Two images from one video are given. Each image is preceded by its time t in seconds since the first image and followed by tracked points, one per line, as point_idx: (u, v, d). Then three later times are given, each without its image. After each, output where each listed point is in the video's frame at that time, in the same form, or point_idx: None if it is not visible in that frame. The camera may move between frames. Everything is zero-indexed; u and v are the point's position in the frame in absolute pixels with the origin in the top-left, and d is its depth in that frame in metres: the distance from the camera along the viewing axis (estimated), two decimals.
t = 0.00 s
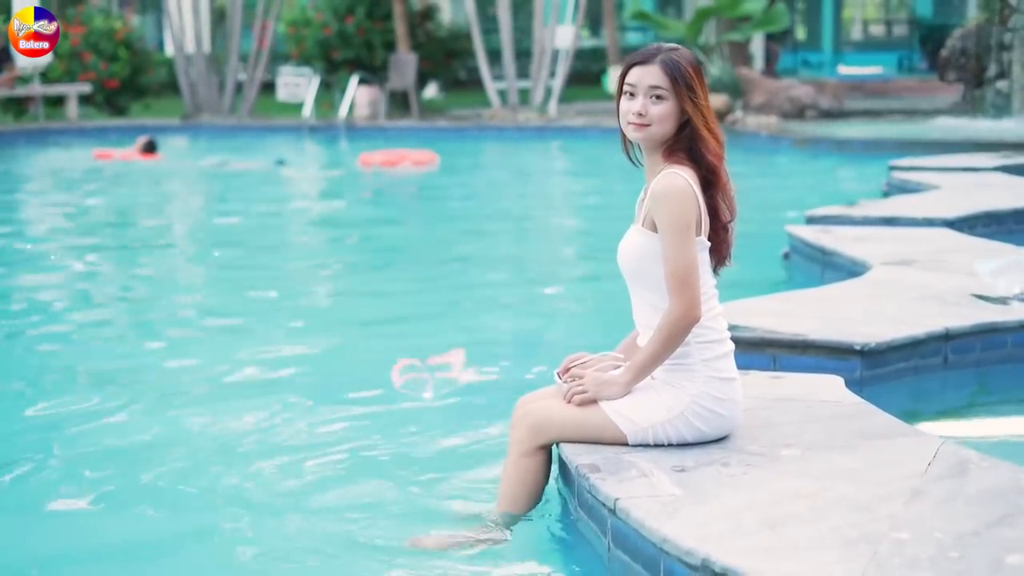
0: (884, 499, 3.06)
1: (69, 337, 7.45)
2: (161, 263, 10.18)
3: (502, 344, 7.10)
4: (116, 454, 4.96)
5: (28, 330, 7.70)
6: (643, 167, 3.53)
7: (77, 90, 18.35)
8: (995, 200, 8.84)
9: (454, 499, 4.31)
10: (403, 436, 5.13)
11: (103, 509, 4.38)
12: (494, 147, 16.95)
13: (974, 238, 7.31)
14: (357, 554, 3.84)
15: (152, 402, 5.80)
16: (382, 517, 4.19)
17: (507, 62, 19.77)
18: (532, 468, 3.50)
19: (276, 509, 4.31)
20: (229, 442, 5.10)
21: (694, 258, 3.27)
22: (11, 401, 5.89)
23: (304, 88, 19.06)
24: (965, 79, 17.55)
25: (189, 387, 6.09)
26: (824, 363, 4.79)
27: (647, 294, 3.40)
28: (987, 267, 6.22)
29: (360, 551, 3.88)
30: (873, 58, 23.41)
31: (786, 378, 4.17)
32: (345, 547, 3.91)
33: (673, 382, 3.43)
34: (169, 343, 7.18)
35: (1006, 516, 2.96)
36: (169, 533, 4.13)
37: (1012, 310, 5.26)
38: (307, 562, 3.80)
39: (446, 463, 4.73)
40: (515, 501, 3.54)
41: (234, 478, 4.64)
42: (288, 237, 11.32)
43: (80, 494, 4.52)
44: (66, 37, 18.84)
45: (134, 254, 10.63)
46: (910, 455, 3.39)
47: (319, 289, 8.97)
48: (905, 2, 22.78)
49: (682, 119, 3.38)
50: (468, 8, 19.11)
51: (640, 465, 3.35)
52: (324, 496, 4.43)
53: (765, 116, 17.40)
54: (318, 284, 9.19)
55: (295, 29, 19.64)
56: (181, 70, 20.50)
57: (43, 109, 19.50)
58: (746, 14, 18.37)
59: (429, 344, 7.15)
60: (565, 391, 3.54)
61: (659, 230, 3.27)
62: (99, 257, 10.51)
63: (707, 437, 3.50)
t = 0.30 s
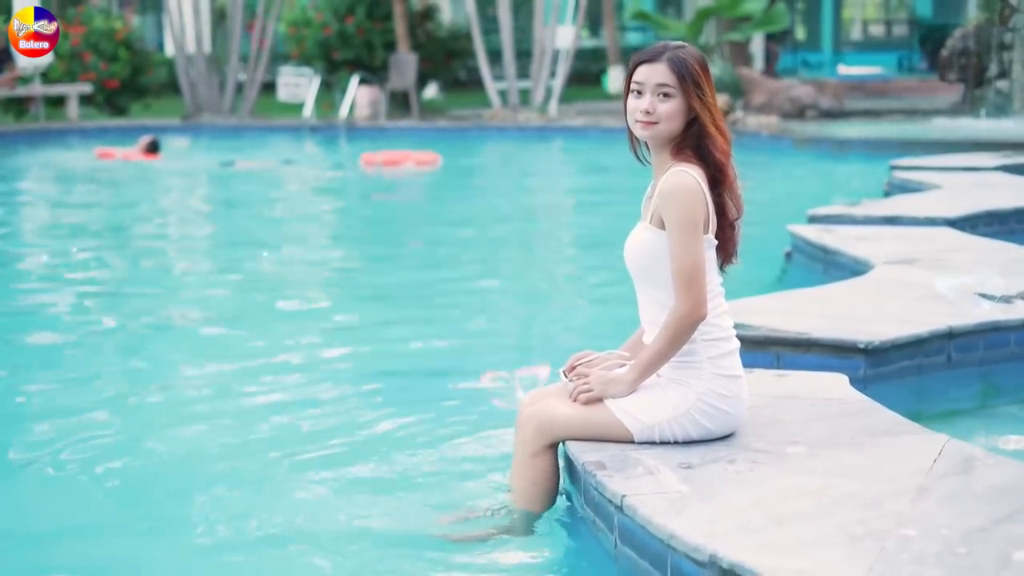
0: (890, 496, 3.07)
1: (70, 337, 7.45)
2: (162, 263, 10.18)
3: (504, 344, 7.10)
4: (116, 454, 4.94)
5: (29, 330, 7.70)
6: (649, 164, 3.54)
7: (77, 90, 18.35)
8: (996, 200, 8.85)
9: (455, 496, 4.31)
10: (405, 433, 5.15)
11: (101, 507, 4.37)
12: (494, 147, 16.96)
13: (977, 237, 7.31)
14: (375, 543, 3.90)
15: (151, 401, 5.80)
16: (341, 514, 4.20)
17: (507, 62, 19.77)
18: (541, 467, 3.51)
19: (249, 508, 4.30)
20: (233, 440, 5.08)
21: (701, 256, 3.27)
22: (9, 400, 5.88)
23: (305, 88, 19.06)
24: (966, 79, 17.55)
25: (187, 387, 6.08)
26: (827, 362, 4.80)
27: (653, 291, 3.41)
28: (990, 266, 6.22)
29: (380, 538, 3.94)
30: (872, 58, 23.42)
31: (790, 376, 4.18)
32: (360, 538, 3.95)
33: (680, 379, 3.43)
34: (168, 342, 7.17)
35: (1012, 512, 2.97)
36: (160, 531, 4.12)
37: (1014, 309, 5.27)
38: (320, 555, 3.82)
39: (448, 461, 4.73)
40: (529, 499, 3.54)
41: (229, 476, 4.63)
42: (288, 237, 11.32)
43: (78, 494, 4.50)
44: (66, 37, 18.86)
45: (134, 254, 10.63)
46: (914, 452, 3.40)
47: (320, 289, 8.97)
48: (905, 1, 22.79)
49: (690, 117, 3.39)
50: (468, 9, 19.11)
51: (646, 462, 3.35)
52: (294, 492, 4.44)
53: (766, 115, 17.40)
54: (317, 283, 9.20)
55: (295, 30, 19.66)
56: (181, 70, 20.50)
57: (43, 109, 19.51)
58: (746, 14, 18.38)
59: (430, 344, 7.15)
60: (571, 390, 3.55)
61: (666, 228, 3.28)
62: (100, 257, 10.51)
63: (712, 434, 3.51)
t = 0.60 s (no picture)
0: (897, 492, 3.07)
1: (71, 336, 7.45)
2: (162, 263, 10.18)
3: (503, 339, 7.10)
4: (119, 455, 4.91)
5: (31, 329, 7.70)
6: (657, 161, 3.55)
7: (78, 90, 18.36)
8: (999, 199, 8.85)
9: (461, 495, 4.28)
10: (409, 432, 5.14)
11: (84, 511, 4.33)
12: (496, 147, 16.96)
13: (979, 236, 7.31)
14: (394, 530, 3.99)
15: (151, 399, 5.79)
16: (339, 513, 4.19)
17: (509, 62, 19.77)
18: (554, 465, 3.56)
19: (248, 510, 4.25)
20: (228, 441, 5.02)
21: (709, 253, 3.28)
22: (9, 399, 5.89)
23: (307, 88, 19.07)
24: (968, 78, 17.55)
25: (185, 384, 6.06)
26: (831, 360, 4.80)
27: (660, 288, 3.41)
28: (994, 265, 6.23)
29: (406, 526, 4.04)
30: (873, 58, 23.42)
31: (795, 374, 4.18)
32: (382, 527, 4.03)
33: (687, 376, 3.44)
34: (164, 338, 7.17)
35: (1019, 509, 2.97)
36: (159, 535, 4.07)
37: (1019, 307, 5.28)
38: (338, 547, 3.87)
39: (453, 458, 4.73)
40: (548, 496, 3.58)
41: (228, 477, 4.60)
42: (289, 237, 11.31)
43: (77, 496, 4.48)
44: (68, 38, 18.87)
45: (135, 254, 10.63)
46: (922, 449, 3.41)
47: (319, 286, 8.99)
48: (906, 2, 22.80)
49: (696, 114, 3.39)
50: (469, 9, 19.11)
51: (654, 459, 3.36)
52: (292, 493, 4.41)
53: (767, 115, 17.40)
54: (318, 283, 9.19)
55: (296, 30, 19.68)
56: (184, 70, 20.51)
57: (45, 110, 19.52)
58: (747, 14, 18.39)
59: (431, 344, 7.15)
60: (578, 387, 3.55)
61: (674, 225, 3.28)
62: (101, 258, 10.51)
63: (719, 431, 3.51)
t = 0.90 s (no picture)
0: (852, 443, 3.17)
1: None
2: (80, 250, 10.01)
3: (434, 301, 7.11)
4: (49, 419, 4.81)
5: None
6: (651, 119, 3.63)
7: None
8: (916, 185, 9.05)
9: (408, 456, 4.29)
10: (350, 393, 5.10)
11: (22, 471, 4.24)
12: (413, 143, 16.94)
13: (901, 218, 7.50)
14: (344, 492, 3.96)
15: (81, 361, 5.72)
16: (283, 474, 4.17)
17: (425, 60, 19.76)
18: (515, 423, 3.57)
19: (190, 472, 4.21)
20: (169, 406, 4.96)
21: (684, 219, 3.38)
22: None
23: (221, 86, 18.92)
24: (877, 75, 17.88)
25: (116, 348, 6.00)
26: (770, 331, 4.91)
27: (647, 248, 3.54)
28: (921, 244, 6.37)
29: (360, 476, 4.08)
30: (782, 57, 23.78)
31: (739, 341, 4.27)
32: (331, 484, 4.04)
33: (647, 338, 3.51)
34: (87, 303, 7.08)
35: (970, 456, 3.08)
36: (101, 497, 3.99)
37: (947, 280, 5.43)
38: (289, 508, 3.85)
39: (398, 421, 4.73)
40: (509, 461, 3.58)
41: (168, 440, 4.53)
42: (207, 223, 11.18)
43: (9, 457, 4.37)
44: None
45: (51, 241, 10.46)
46: (871, 405, 3.51)
47: (243, 252, 8.91)
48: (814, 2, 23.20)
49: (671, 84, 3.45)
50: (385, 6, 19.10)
51: (613, 418, 3.43)
52: (234, 457, 4.35)
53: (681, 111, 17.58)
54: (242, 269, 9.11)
55: (208, 27, 19.55)
56: (93, 68, 20.23)
57: None
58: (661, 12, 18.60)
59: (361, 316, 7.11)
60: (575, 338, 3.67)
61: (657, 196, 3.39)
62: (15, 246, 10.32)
63: (675, 393, 3.59)
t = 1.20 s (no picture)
0: (852, 443, 3.17)
1: None
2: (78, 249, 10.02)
3: (433, 300, 7.11)
4: (45, 420, 4.81)
5: None
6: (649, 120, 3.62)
7: None
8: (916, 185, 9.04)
9: (409, 458, 4.29)
10: (350, 396, 5.12)
11: (19, 474, 4.21)
12: (412, 143, 16.93)
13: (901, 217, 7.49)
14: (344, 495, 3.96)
15: (78, 361, 5.70)
16: (281, 475, 4.17)
17: (425, 60, 19.75)
18: (515, 423, 3.55)
19: (189, 473, 4.21)
20: (168, 407, 4.96)
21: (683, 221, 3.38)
22: None
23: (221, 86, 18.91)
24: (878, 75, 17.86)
25: (114, 345, 5.99)
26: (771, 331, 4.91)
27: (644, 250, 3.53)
28: (922, 244, 6.37)
29: (357, 482, 4.07)
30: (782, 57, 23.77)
31: (739, 340, 4.26)
32: (328, 487, 4.03)
33: (650, 337, 3.50)
34: (86, 301, 7.08)
35: (971, 455, 3.08)
36: (100, 502, 3.95)
37: (948, 280, 5.43)
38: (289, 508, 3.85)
39: (396, 425, 4.74)
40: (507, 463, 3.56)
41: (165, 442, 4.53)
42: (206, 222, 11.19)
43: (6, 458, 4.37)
44: None
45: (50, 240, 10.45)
46: (872, 404, 3.51)
47: (241, 251, 8.91)
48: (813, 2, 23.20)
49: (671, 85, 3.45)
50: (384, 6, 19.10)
51: (613, 418, 3.43)
52: (235, 458, 4.34)
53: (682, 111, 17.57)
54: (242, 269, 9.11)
55: (208, 28, 19.53)
56: (93, 68, 20.22)
57: None
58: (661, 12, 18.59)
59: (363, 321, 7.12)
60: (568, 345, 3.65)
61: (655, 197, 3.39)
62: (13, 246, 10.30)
63: (677, 392, 3.59)
